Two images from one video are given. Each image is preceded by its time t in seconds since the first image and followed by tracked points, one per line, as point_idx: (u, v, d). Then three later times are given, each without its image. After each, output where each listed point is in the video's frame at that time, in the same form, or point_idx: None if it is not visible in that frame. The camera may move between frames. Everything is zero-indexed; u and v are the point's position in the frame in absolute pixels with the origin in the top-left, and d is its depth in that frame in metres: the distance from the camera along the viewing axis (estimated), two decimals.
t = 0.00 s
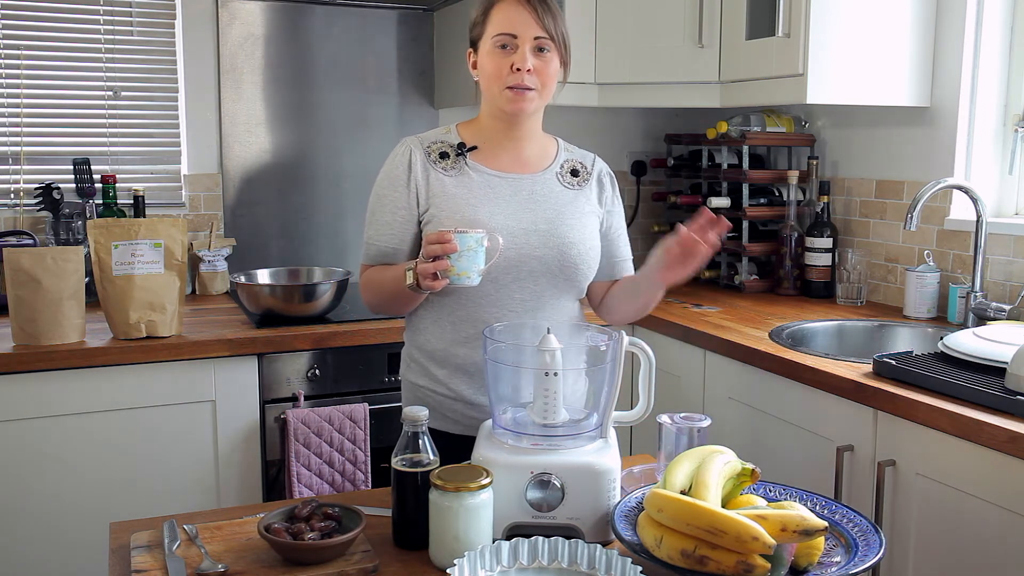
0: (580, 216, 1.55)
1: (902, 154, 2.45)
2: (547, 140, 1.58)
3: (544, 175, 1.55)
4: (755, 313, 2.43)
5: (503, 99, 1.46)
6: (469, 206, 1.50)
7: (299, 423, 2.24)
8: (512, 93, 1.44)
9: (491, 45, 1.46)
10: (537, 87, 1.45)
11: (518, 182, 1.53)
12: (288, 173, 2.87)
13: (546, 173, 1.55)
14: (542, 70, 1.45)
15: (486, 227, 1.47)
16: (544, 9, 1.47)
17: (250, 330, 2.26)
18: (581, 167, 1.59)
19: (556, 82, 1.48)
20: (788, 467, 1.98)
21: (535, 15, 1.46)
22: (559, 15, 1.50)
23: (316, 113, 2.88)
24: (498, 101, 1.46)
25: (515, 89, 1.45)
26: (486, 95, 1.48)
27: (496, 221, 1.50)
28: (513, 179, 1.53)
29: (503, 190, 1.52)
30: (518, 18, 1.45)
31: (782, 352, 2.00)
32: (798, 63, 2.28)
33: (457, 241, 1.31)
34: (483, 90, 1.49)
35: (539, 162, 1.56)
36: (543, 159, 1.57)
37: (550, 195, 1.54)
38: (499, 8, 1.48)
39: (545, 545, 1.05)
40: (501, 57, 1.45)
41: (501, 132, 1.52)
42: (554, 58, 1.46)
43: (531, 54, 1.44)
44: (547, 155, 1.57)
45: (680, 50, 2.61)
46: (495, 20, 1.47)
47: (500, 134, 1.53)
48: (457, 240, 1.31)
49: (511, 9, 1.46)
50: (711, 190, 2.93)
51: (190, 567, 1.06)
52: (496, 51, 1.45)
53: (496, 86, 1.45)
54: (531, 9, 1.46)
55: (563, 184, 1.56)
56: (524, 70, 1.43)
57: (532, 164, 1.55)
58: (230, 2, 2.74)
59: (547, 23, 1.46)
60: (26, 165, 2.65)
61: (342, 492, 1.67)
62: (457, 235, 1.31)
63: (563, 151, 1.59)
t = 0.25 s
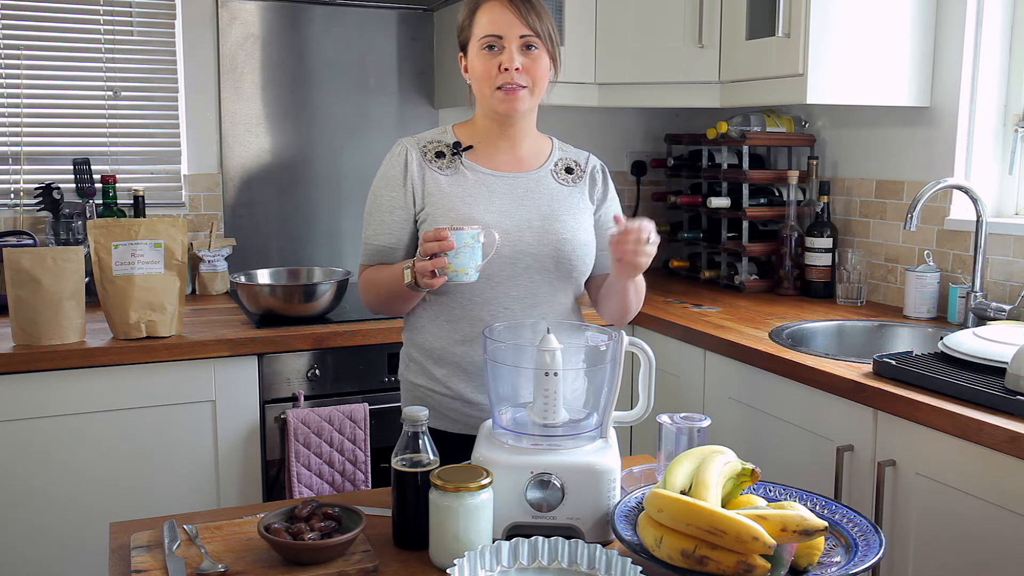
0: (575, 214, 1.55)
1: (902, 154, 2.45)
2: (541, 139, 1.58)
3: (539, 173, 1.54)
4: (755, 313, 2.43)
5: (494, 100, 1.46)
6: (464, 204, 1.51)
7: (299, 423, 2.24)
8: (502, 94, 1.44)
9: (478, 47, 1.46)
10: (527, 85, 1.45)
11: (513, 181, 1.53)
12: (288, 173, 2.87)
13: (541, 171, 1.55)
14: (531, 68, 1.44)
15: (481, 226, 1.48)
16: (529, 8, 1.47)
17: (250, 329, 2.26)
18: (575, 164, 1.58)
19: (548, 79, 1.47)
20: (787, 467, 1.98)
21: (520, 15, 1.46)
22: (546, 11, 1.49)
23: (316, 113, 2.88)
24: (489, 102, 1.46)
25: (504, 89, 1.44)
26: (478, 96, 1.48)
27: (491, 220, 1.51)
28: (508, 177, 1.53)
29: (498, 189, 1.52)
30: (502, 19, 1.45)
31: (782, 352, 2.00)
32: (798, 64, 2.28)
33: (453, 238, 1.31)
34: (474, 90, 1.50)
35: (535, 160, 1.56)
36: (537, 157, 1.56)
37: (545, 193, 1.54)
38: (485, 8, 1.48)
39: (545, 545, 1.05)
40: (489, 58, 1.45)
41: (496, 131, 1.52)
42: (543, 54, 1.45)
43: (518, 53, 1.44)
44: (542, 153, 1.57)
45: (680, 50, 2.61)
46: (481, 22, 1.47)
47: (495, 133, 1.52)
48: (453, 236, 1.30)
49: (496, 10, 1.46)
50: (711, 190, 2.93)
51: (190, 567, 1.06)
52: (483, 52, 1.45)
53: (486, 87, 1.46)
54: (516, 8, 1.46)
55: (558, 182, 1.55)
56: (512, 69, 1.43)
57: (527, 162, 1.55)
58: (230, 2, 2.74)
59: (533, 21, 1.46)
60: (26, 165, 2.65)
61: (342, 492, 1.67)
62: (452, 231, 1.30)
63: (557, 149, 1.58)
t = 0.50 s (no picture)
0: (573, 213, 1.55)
1: (902, 154, 2.45)
2: (538, 139, 1.58)
3: (536, 173, 1.54)
4: (755, 313, 2.43)
5: (487, 101, 1.46)
6: (462, 204, 1.51)
7: (299, 423, 2.24)
8: (495, 95, 1.45)
9: (472, 48, 1.46)
10: (520, 86, 1.45)
11: (511, 181, 1.53)
12: (288, 173, 2.87)
13: (538, 171, 1.55)
14: (524, 69, 1.44)
15: (478, 225, 1.48)
16: (522, 8, 1.46)
17: (250, 330, 2.26)
18: (572, 164, 1.58)
19: (542, 79, 1.47)
20: (787, 467, 1.98)
21: (513, 15, 1.45)
22: (540, 11, 1.48)
23: (316, 113, 2.88)
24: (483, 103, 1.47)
25: (498, 91, 1.45)
26: (472, 97, 1.49)
27: (488, 220, 1.51)
28: (505, 177, 1.53)
29: (496, 189, 1.52)
30: (495, 20, 1.45)
31: (782, 352, 1.99)
32: (798, 64, 2.28)
33: (452, 239, 1.31)
34: (468, 90, 1.50)
35: (532, 160, 1.56)
36: (535, 157, 1.56)
37: (543, 193, 1.54)
38: (478, 8, 1.48)
39: (545, 545, 1.05)
40: (482, 60, 1.44)
41: (493, 131, 1.52)
42: (536, 55, 1.45)
43: (511, 55, 1.44)
44: (539, 153, 1.57)
45: (680, 50, 2.61)
46: (475, 23, 1.47)
47: (491, 133, 1.52)
48: (452, 237, 1.31)
49: (489, 10, 1.46)
50: (711, 190, 2.93)
51: (190, 567, 1.06)
52: (476, 54, 1.45)
53: (480, 88, 1.46)
54: (509, 8, 1.45)
55: (555, 182, 1.55)
56: (504, 71, 1.43)
57: (525, 162, 1.55)
58: (229, 2, 2.74)
59: (526, 22, 1.45)
60: (26, 165, 2.65)
61: (342, 492, 1.67)
62: (452, 233, 1.30)
63: (554, 150, 1.59)
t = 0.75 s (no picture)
0: (572, 213, 1.55)
1: (902, 154, 2.45)
2: (537, 139, 1.58)
3: (535, 173, 1.55)
4: (755, 313, 2.43)
5: (486, 101, 1.46)
6: (461, 205, 1.51)
7: (299, 423, 2.24)
8: (494, 96, 1.45)
9: (470, 48, 1.46)
10: (519, 86, 1.45)
11: (510, 181, 1.53)
12: (288, 173, 2.87)
13: (537, 171, 1.55)
14: (522, 70, 1.44)
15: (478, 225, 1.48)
16: (521, 9, 1.46)
17: (250, 329, 2.26)
18: (571, 164, 1.59)
19: (540, 80, 1.47)
20: (787, 467, 1.98)
21: (512, 16, 1.45)
22: (539, 11, 1.48)
23: (316, 113, 2.88)
24: (482, 104, 1.46)
25: (496, 91, 1.45)
26: (470, 97, 1.48)
27: (488, 220, 1.51)
28: (504, 178, 1.53)
29: (495, 189, 1.52)
30: (494, 20, 1.45)
31: (782, 352, 2.00)
32: (798, 64, 2.28)
33: (451, 237, 1.31)
34: (466, 90, 1.49)
35: (531, 160, 1.56)
36: (533, 157, 1.56)
37: (542, 193, 1.54)
38: (477, 8, 1.47)
39: (545, 544, 1.05)
40: (481, 60, 1.44)
41: (491, 132, 1.52)
42: (535, 56, 1.45)
43: (509, 56, 1.44)
44: (538, 153, 1.57)
45: (680, 50, 2.61)
46: (473, 23, 1.47)
47: (490, 134, 1.52)
48: (451, 236, 1.30)
49: (488, 11, 1.46)
50: (711, 190, 2.93)
51: (190, 567, 1.06)
52: (475, 54, 1.45)
53: (478, 88, 1.46)
54: (508, 9, 1.45)
55: (554, 182, 1.56)
56: (503, 71, 1.43)
57: (524, 162, 1.55)
58: (229, 2, 2.75)
59: (524, 22, 1.45)
60: (26, 165, 2.65)
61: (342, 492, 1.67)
62: (451, 231, 1.30)
63: (553, 150, 1.59)
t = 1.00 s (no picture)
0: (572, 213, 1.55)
1: (902, 154, 2.46)
2: (537, 139, 1.58)
3: (536, 173, 1.54)
4: (755, 313, 2.43)
5: (488, 102, 1.46)
6: (461, 205, 1.51)
7: (299, 423, 2.24)
8: (496, 96, 1.45)
9: (473, 48, 1.46)
10: (521, 87, 1.45)
11: (510, 181, 1.53)
12: (288, 173, 2.87)
13: (537, 171, 1.55)
14: (525, 71, 1.44)
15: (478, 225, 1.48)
16: (524, 9, 1.46)
17: (250, 329, 2.26)
18: (572, 164, 1.58)
19: (542, 80, 1.47)
20: (787, 467, 1.98)
21: (514, 16, 1.45)
22: (541, 12, 1.49)
23: (316, 113, 2.88)
24: (484, 104, 1.46)
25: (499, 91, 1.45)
26: (472, 97, 1.48)
27: (488, 220, 1.51)
28: (504, 178, 1.53)
29: (495, 189, 1.52)
30: (497, 20, 1.45)
31: (782, 352, 2.00)
32: (798, 64, 2.28)
33: (454, 237, 1.31)
34: (468, 90, 1.49)
35: (532, 160, 1.56)
36: (534, 156, 1.56)
37: (542, 193, 1.54)
38: (479, 8, 1.47)
39: (545, 544, 1.05)
40: (483, 60, 1.44)
41: (492, 132, 1.52)
42: (537, 56, 1.45)
43: (512, 56, 1.44)
44: (539, 152, 1.57)
45: (680, 50, 2.61)
46: (476, 23, 1.47)
47: (491, 134, 1.52)
48: (453, 236, 1.30)
49: (490, 11, 1.46)
50: (711, 190, 2.93)
51: (190, 567, 1.06)
52: (477, 54, 1.45)
53: (480, 89, 1.46)
54: (511, 9, 1.45)
55: (554, 182, 1.55)
56: (506, 72, 1.43)
57: (524, 162, 1.55)
58: (229, 2, 2.75)
59: (527, 23, 1.45)
60: (26, 165, 2.65)
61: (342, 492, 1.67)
62: (453, 231, 1.30)
63: (554, 149, 1.59)
